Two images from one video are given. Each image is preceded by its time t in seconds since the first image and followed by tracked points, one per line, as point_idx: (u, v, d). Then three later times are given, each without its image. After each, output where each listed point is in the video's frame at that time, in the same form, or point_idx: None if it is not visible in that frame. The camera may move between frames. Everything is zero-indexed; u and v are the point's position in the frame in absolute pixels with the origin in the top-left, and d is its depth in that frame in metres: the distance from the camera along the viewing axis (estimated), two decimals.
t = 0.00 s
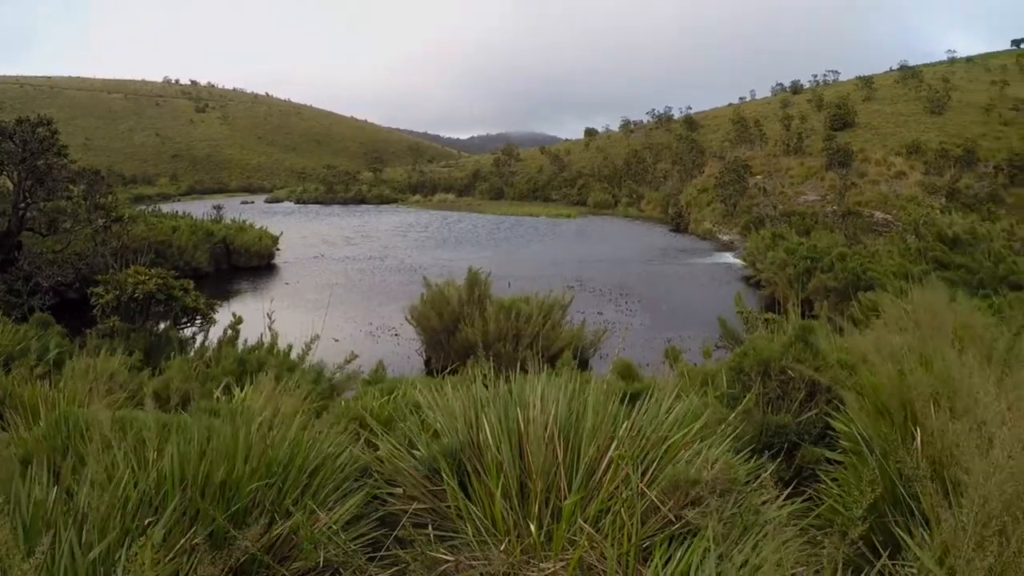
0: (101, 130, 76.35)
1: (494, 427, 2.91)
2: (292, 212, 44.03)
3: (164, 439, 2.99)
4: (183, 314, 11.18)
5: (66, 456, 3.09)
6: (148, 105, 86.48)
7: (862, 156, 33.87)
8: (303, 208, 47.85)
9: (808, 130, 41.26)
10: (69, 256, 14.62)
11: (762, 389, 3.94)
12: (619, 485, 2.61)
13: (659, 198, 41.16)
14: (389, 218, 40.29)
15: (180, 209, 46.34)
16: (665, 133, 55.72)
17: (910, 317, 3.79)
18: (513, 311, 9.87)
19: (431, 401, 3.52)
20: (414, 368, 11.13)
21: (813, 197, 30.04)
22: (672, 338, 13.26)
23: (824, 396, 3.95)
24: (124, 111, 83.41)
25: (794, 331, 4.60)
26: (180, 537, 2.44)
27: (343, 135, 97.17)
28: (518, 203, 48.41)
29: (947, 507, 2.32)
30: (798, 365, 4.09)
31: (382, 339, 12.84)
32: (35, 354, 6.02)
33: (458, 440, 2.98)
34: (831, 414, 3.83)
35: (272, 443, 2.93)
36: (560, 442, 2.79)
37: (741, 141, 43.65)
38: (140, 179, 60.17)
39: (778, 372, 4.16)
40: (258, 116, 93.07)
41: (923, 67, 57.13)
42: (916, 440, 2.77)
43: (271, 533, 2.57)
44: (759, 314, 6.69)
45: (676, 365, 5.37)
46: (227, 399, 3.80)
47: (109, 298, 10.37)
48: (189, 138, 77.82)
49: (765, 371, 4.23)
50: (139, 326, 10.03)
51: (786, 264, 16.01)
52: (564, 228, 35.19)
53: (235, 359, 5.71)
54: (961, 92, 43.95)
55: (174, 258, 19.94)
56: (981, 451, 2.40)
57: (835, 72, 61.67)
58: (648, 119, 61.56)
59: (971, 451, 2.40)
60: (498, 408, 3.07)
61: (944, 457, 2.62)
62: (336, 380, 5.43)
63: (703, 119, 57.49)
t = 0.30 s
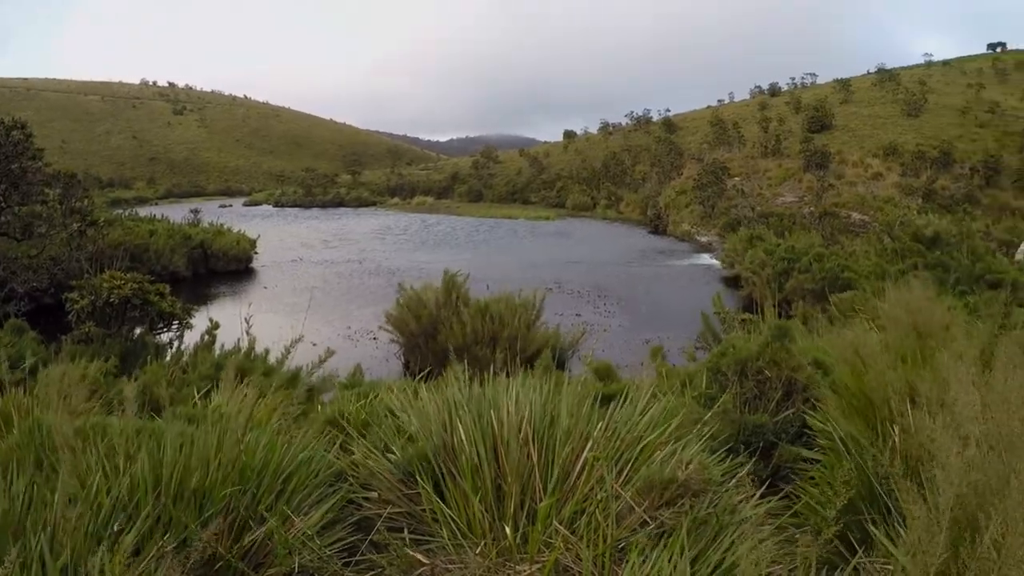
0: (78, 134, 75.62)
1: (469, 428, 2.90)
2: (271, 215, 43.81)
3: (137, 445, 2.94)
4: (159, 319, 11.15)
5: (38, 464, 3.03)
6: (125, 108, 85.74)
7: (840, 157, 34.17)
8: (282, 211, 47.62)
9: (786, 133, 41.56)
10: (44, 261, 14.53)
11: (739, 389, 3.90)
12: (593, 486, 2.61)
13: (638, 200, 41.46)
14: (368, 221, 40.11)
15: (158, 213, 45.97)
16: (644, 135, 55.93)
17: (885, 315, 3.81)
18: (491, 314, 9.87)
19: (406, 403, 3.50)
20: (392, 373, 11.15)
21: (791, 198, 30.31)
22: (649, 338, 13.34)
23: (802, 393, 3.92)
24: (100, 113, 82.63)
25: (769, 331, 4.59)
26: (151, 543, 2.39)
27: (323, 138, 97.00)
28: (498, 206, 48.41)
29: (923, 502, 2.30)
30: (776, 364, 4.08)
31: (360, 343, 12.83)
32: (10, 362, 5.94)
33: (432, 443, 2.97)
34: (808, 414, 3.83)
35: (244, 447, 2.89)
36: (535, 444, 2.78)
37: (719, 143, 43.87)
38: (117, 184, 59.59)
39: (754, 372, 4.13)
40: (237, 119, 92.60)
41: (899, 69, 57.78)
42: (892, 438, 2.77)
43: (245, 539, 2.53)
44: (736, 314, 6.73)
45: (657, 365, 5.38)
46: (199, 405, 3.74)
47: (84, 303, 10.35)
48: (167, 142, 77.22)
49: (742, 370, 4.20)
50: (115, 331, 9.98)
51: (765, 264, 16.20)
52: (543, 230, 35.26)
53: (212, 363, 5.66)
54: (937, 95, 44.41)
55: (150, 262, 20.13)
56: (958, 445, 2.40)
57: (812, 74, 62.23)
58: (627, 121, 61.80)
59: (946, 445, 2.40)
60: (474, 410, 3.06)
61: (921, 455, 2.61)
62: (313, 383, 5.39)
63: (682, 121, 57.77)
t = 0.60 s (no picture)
0: (56, 140, 75.05)
1: (439, 439, 2.96)
2: (249, 221, 43.67)
3: (105, 454, 2.92)
4: (134, 326, 11.13)
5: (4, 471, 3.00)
6: (104, 112, 85.30)
7: (818, 161, 34.36)
8: (260, 216, 47.46)
9: (764, 137, 41.80)
10: (18, 267, 14.49)
11: (715, 395, 3.89)
12: (562, 497, 2.67)
13: (617, 205, 41.72)
14: (346, 227, 39.96)
15: (136, 219, 45.66)
16: (623, 140, 56.14)
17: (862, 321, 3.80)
18: (465, 320, 9.85)
19: (377, 413, 3.54)
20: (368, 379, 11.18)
21: (770, 202, 30.58)
22: (626, 343, 13.37)
23: (778, 400, 3.91)
24: (78, 118, 82.06)
25: (745, 338, 4.58)
26: (116, 555, 2.38)
27: (303, 143, 97.04)
28: (477, 212, 48.42)
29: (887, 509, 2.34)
30: (751, 370, 4.06)
31: (338, 350, 12.86)
32: None
33: (402, 452, 3.02)
34: (784, 420, 3.84)
35: (213, 457, 2.89)
36: (506, 455, 2.85)
37: (698, 147, 44.04)
38: (95, 190, 59.16)
39: (730, 378, 4.11)
40: (216, 125, 92.32)
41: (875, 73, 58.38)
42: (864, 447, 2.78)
43: (212, 551, 2.54)
44: (714, 321, 6.72)
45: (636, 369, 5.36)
46: (169, 415, 3.74)
47: (57, 309, 10.34)
48: (146, 147, 76.84)
49: (717, 376, 4.17)
50: (90, 338, 9.93)
51: (744, 270, 16.35)
52: (522, 235, 35.32)
53: (186, 371, 5.65)
54: (914, 99, 44.77)
55: (128, 268, 19.93)
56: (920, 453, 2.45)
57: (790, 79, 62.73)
58: (605, 126, 62.02)
59: (909, 453, 2.45)
60: (445, 420, 3.12)
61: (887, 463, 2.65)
62: (288, 389, 5.40)
63: (660, 126, 58.02)
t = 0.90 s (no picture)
0: (35, 147, 74.49)
1: (411, 452, 3.11)
2: (230, 229, 43.53)
3: (73, 466, 2.93)
4: (111, 335, 11.07)
5: None
6: (84, 119, 84.90)
7: (799, 169, 34.60)
8: (241, 225, 47.33)
9: (744, 144, 42.05)
10: None
11: (693, 404, 3.88)
12: (530, 509, 2.83)
13: (598, 213, 41.97)
14: (327, 235, 39.90)
15: (116, 227, 45.38)
16: (604, 148, 56.43)
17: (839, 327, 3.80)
18: (444, 327, 9.82)
19: (347, 426, 3.68)
20: (345, 389, 11.18)
21: (750, 210, 30.89)
22: (606, 351, 13.40)
23: (756, 407, 3.92)
24: (58, 124, 81.55)
25: (723, 344, 4.53)
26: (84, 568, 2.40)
27: (284, 150, 97.12)
28: (459, 219, 48.49)
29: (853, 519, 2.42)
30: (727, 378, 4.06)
31: (317, 358, 12.91)
32: None
33: (372, 464, 3.19)
34: (761, 427, 3.84)
35: (181, 468, 2.93)
36: (476, 468, 3.02)
37: (679, 156, 44.17)
38: (75, 199, 58.78)
39: (708, 386, 4.07)
40: (197, 134, 92.13)
41: (854, 81, 59.02)
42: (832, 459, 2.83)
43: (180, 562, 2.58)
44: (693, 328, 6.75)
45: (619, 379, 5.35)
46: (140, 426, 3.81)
47: (33, 319, 10.24)
48: (126, 155, 76.52)
49: (693, 384, 4.11)
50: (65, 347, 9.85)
51: (723, 278, 16.50)
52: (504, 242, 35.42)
53: (162, 380, 5.61)
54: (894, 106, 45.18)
55: (107, 276, 19.85)
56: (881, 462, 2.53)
57: (770, 87, 63.32)
58: (587, 133, 62.32)
59: (873, 462, 2.48)
60: (415, 432, 3.28)
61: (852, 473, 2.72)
62: (267, 399, 5.39)
63: (642, 134, 58.35)
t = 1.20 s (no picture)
0: (16, 152, 74.23)
1: (385, 458, 3.36)
2: (213, 233, 43.45)
3: (46, 472, 2.92)
4: (90, 340, 11.06)
5: None
6: (67, 125, 84.70)
7: (782, 171, 34.82)
8: (224, 229, 47.30)
9: (727, 147, 42.21)
10: None
11: (673, 407, 3.87)
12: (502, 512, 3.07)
13: (581, 216, 42.22)
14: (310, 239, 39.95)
15: (99, 232, 45.27)
16: (588, 150, 56.68)
17: (823, 331, 3.81)
18: (427, 331, 9.74)
19: (322, 431, 3.91)
20: (325, 394, 11.08)
21: (733, 212, 31.18)
22: (589, 353, 13.42)
23: (736, 410, 3.91)
24: (40, 130, 81.29)
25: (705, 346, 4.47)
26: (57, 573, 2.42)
27: (268, 155, 97.24)
28: (443, 223, 48.60)
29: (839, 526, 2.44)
30: (709, 380, 4.04)
31: (298, 362, 12.94)
32: None
33: (344, 470, 3.45)
34: (742, 430, 3.82)
35: (153, 473, 2.95)
36: (448, 472, 3.25)
37: (662, 159, 44.68)
38: (57, 204, 58.59)
39: (687, 390, 4.05)
40: (181, 139, 92.02)
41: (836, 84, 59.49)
42: (807, 462, 2.86)
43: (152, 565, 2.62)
44: (675, 329, 6.73)
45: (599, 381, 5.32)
46: (116, 432, 3.88)
47: (12, 324, 10.19)
48: (109, 160, 76.41)
49: (673, 389, 4.09)
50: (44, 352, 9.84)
51: (706, 280, 16.64)
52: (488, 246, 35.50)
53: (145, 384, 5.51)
54: (876, 109, 45.53)
55: (90, 281, 19.86)
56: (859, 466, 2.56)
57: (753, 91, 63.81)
58: (571, 137, 62.59)
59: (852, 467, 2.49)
60: (386, 440, 3.51)
61: (829, 475, 2.74)
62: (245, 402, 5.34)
63: (625, 137, 58.64)
